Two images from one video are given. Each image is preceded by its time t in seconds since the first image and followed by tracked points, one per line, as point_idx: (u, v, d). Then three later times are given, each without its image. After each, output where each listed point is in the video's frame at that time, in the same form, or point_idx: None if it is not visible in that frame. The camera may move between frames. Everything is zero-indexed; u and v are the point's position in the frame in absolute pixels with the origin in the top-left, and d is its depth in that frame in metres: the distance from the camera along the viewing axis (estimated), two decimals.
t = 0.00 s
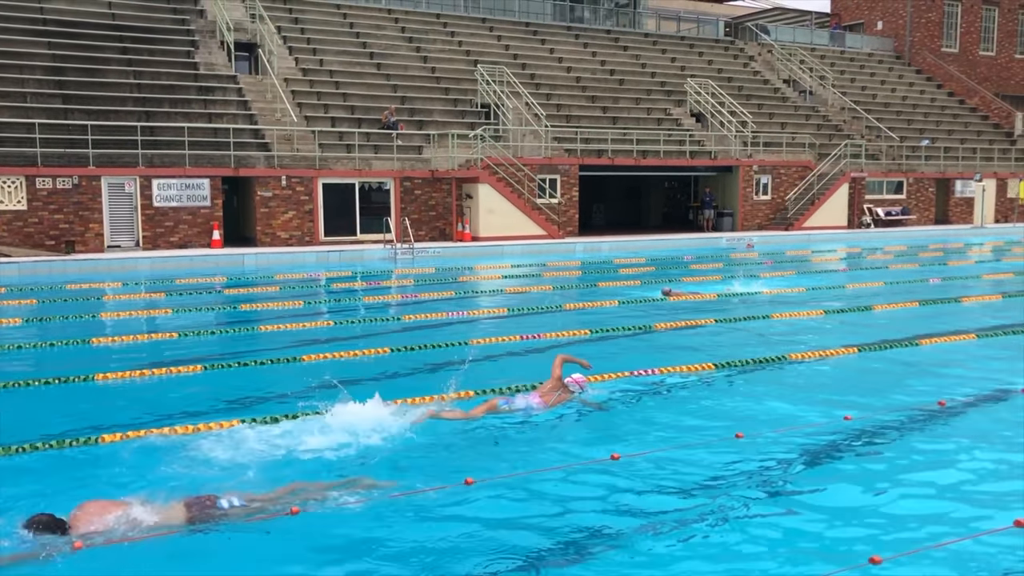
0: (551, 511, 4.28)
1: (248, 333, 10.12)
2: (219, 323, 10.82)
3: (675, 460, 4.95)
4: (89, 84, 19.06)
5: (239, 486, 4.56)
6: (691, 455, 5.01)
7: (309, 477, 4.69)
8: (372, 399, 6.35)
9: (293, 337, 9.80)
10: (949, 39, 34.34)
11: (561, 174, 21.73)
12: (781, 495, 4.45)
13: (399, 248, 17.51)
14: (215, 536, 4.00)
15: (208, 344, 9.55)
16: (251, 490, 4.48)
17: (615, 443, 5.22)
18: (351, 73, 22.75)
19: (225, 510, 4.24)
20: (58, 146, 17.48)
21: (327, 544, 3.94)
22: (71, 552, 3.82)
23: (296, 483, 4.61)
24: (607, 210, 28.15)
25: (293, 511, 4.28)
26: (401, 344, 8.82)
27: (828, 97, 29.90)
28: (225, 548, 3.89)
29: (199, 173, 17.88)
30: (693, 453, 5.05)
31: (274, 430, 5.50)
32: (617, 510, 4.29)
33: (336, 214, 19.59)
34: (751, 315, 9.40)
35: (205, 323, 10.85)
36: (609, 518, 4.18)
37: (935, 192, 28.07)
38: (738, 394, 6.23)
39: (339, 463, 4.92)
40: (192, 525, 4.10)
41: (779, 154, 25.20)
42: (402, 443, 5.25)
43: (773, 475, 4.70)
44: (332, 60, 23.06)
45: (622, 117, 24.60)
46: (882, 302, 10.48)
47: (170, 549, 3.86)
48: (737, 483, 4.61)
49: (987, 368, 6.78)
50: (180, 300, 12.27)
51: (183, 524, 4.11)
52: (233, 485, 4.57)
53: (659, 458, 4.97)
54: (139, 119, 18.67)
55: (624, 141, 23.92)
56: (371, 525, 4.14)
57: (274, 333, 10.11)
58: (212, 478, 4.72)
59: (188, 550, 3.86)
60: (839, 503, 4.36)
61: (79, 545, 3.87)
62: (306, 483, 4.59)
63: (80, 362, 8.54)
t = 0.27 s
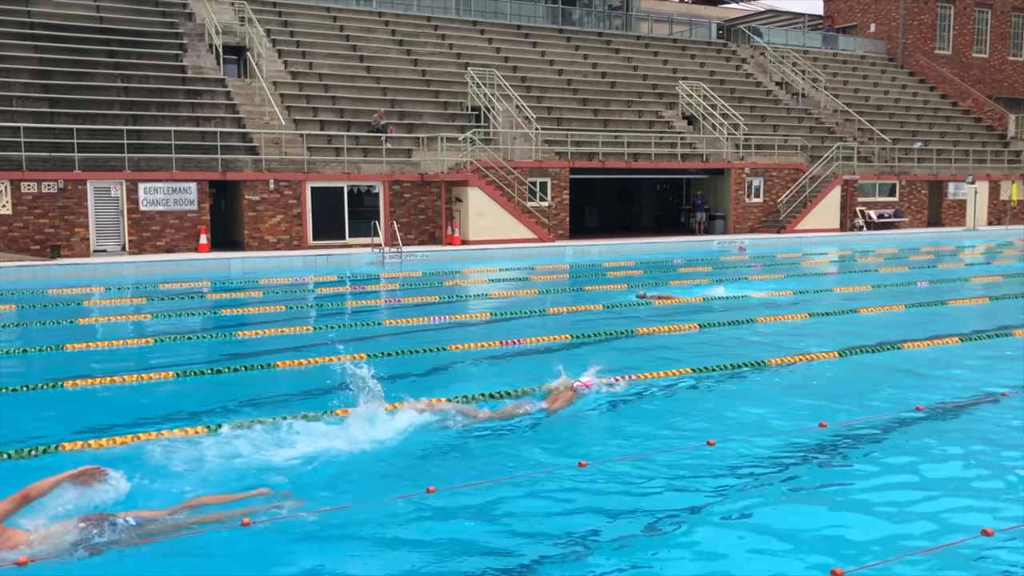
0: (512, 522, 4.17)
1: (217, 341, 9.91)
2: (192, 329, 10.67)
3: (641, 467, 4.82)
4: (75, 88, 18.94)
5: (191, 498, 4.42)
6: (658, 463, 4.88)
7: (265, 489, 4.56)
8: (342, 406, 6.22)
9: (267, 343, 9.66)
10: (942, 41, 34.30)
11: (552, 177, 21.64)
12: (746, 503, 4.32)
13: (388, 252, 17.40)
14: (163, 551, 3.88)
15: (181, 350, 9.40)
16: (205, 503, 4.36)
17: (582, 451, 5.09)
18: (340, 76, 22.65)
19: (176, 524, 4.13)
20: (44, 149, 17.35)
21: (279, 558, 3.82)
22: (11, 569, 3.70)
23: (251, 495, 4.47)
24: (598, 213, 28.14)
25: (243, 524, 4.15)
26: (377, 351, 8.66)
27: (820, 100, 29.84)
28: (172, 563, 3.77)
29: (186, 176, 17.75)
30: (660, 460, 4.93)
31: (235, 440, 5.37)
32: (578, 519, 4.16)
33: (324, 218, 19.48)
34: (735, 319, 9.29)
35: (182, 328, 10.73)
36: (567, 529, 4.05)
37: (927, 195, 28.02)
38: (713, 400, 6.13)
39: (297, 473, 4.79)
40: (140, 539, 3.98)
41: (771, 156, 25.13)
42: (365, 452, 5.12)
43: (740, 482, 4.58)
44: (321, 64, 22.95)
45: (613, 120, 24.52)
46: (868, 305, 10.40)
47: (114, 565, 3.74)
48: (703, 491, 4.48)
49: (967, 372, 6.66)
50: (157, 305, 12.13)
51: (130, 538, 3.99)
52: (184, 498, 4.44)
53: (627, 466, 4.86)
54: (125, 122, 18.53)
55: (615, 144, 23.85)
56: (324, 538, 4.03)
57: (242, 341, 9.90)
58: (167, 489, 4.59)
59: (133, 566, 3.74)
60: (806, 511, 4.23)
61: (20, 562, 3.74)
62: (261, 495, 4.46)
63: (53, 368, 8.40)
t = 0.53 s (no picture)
0: (478, 525, 4.16)
1: (198, 343, 9.87)
2: (182, 330, 10.69)
3: (614, 473, 4.82)
4: (71, 89, 18.95)
5: (159, 500, 4.40)
6: (630, 468, 4.89)
7: (232, 491, 4.54)
8: (323, 410, 6.19)
9: (255, 345, 9.64)
10: (941, 44, 34.27)
11: (548, 180, 21.63)
12: (714, 509, 4.31)
13: (382, 254, 17.39)
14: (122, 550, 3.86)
15: (169, 352, 9.38)
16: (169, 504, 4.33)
17: (554, 455, 5.09)
18: (337, 78, 22.65)
19: (138, 524, 4.10)
20: (39, 151, 17.35)
21: (239, 558, 3.80)
22: None
23: (215, 499, 4.45)
24: (596, 215, 28.17)
25: (206, 525, 4.12)
26: (359, 354, 8.59)
27: (818, 103, 29.83)
28: (130, 561, 3.75)
29: (181, 178, 17.77)
30: (633, 465, 4.93)
31: (211, 443, 5.34)
32: (543, 524, 4.16)
33: (320, 220, 19.48)
34: (724, 323, 9.28)
35: (174, 329, 10.72)
36: (532, 534, 4.05)
37: (924, 198, 28.00)
38: (691, 405, 6.12)
39: (268, 476, 4.76)
40: (100, 538, 3.96)
41: (767, 159, 25.10)
42: (341, 455, 5.10)
43: (710, 489, 4.58)
44: (318, 65, 22.95)
45: (610, 123, 24.51)
46: (857, 309, 10.39)
47: (72, 564, 3.71)
48: (671, 498, 4.49)
49: (949, 379, 6.65)
50: (148, 307, 12.15)
51: (91, 538, 3.96)
52: (154, 499, 4.41)
53: (599, 470, 4.86)
54: (121, 124, 18.55)
55: (612, 147, 23.83)
56: (287, 538, 4.01)
57: (225, 343, 9.86)
58: (133, 490, 4.56)
59: (91, 565, 3.71)
60: (772, 519, 4.23)
61: None
62: (226, 498, 4.44)
63: (37, 370, 8.38)
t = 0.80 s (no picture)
0: (439, 531, 4.06)
1: (183, 341, 9.77)
2: (172, 329, 10.61)
3: (583, 476, 4.73)
4: (66, 86, 18.90)
5: (117, 507, 4.32)
6: (601, 472, 4.80)
7: (192, 497, 4.44)
8: (294, 409, 6.08)
9: (241, 343, 9.56)
10: (943, 43, 34.11)
11: (545, 178, 21.55)
12: (683, 515, 4.21)
13: (377, 253, 17.32)
14: (72, 558, 3.77)
15: (155, 350, 9.31)
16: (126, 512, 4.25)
17: (526, 459, 4.99)
18: (334, 76, 22.57)
19: (91, 532, 4.01)
20: (33, 148, 17.30)
21: (189, 566, 3.71)
22: None
23: (174, 505, 4.36)
24: (595, 215, 28.15)
25: (160, 531, 4.03)
26: (339, 354, 8.45)
27: (819, 102, 29.70)
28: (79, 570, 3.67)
29: (176, 176, 17.71)
30: (604, 468, 4.84)
31: (175, 447, 5.23)
32: (506, 529, 4.07)
33: (317, 219, 19.43)
34: (713, 323, 9.19)
35: (162, 329, 10.64)
36: (493, 539, 3.96)
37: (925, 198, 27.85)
38: (671, 407, 6.03)
39: (228, 482, 4.65)
40: (50, 547, 3.87)
41: (767, 158, 24.99)
42: (306, 459, 4.99)
43: (679, 493, 4.49)
44: (315, 63, 22.88)
45: (609, 122, 24.41)
46: (850, 310, 10.30)
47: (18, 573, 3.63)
48: (639, 502, 4.40)
49: (934, 381, 6.56)
50: (139, 306, 12.07)
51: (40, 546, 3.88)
52: (112, 506, 4.32)
53: (569, 475, 4.76)
54: (116, 122, 18.58)
55: (610, 146, 23.74)
56: (242, 545, 3.92)
57: (211, 341, 9.77)
58: (91, 496, 4.47)
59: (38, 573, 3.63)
60: (740, 524, 4.13)
61: None
62: (185, 504, 4.35)
63: (18, 368, 8.30)
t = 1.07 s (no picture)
0: (390, 534, 4.03)
1: (165, 336, 9.72)
2: (157, 324, 10.57)
3: (547, 479, 4.70)
4: (56, 79, 18.83)
5: (68, 508, 4.29)
6: (564, 475, 4.77)
7: (145, 498, 4.42)
8: (262, 408, 6.02)
9: (222, 338, 9.52)
10: (937, 45, 34.17)
11: (537, 177, 21.52)
12: (639, 521, 4.19)
13: (365, 249, 17.28)
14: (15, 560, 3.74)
15: (133, 344, 9.26)
16: (75, 514, 4.22)
17: (489, 461, 4.97)
18: (327, 71, 22.50)
19: (39, 535, 3.99)
20: (21, 141, 17.23)
21: (135, 567, 3.69)
22: None
23: (126, 506, 4.33)
24: (587, 213, 28.15)
25: (109, 534, 4.01)
26: (316, 351, 8.37)
27: (813, 102, 29.71)
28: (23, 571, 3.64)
29: (164, 170, 17.65)
30: (568, 472, 4.81)
31: (138, 447, 5.17)
32: (462, 533, 4.04)
33: (307, 215, 19.39)
34: (695, 323, 9.18)
35: (146, 323, 10.60)
36: (449, 544, 3.93)
37: (917, 200, 27.86)
38: (641, 409, 6.01)
39: (188, 485, 4.60)
40: None
41: (759, 159, 24.99)
42: (269, 461, 4.94)
43: (641, 498, 4.46)
44: (308, 58, 22.83)
45: (602, 120, 24.40)
46: (833, 311, 10.31)
47: None
48: (598, 505, 4.38)
49: (908, 385, 6.54)
50: (124, 300, 12.02)
51: None
52: (63, 508, 4.29)
53: (530, 477, 4.74)
54: (106, 115, 18.47)
55: (602, 144, 23.72)
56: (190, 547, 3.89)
57: (193, 336, 9.73)
58: (44, 496, 4.44)
59: None
60: (700, 530, 4.11)
61: None
62: (137, 506, 4.32)
63: None
